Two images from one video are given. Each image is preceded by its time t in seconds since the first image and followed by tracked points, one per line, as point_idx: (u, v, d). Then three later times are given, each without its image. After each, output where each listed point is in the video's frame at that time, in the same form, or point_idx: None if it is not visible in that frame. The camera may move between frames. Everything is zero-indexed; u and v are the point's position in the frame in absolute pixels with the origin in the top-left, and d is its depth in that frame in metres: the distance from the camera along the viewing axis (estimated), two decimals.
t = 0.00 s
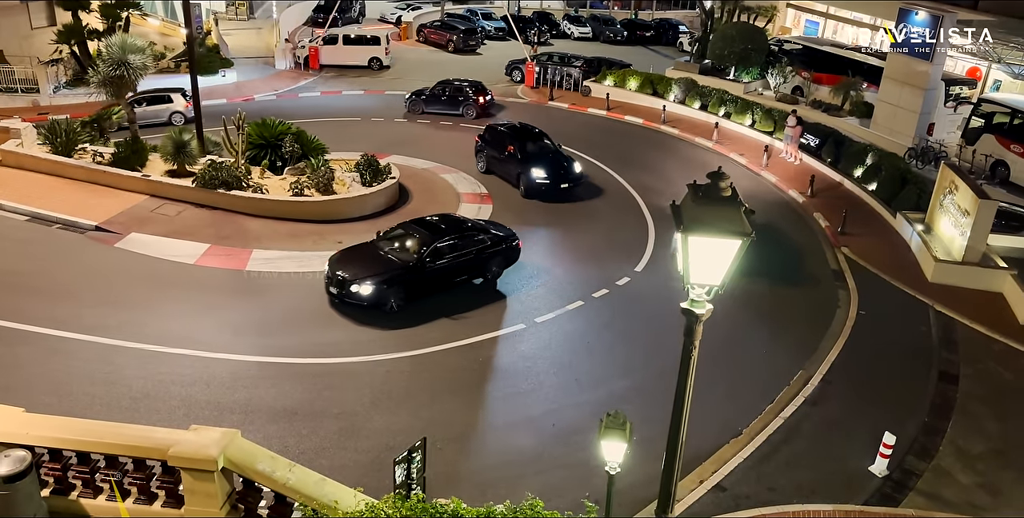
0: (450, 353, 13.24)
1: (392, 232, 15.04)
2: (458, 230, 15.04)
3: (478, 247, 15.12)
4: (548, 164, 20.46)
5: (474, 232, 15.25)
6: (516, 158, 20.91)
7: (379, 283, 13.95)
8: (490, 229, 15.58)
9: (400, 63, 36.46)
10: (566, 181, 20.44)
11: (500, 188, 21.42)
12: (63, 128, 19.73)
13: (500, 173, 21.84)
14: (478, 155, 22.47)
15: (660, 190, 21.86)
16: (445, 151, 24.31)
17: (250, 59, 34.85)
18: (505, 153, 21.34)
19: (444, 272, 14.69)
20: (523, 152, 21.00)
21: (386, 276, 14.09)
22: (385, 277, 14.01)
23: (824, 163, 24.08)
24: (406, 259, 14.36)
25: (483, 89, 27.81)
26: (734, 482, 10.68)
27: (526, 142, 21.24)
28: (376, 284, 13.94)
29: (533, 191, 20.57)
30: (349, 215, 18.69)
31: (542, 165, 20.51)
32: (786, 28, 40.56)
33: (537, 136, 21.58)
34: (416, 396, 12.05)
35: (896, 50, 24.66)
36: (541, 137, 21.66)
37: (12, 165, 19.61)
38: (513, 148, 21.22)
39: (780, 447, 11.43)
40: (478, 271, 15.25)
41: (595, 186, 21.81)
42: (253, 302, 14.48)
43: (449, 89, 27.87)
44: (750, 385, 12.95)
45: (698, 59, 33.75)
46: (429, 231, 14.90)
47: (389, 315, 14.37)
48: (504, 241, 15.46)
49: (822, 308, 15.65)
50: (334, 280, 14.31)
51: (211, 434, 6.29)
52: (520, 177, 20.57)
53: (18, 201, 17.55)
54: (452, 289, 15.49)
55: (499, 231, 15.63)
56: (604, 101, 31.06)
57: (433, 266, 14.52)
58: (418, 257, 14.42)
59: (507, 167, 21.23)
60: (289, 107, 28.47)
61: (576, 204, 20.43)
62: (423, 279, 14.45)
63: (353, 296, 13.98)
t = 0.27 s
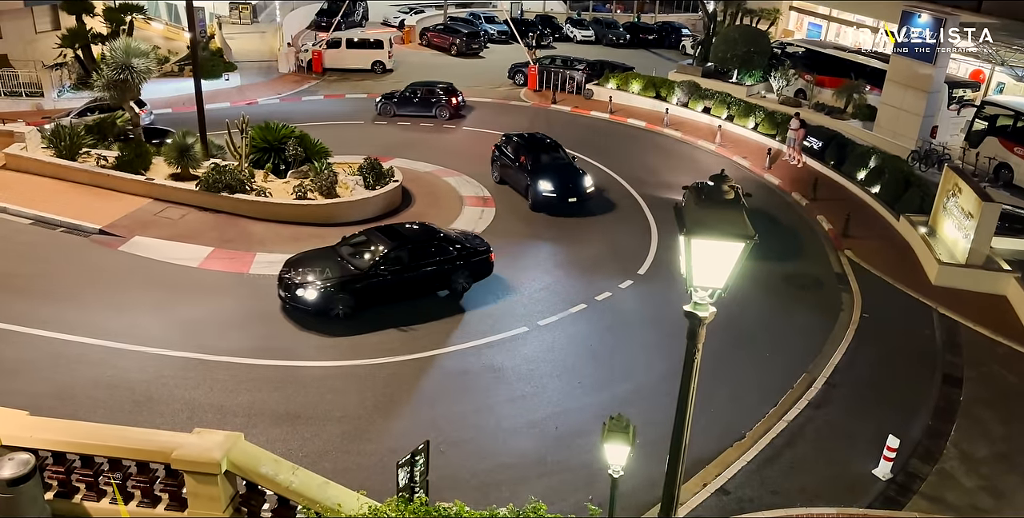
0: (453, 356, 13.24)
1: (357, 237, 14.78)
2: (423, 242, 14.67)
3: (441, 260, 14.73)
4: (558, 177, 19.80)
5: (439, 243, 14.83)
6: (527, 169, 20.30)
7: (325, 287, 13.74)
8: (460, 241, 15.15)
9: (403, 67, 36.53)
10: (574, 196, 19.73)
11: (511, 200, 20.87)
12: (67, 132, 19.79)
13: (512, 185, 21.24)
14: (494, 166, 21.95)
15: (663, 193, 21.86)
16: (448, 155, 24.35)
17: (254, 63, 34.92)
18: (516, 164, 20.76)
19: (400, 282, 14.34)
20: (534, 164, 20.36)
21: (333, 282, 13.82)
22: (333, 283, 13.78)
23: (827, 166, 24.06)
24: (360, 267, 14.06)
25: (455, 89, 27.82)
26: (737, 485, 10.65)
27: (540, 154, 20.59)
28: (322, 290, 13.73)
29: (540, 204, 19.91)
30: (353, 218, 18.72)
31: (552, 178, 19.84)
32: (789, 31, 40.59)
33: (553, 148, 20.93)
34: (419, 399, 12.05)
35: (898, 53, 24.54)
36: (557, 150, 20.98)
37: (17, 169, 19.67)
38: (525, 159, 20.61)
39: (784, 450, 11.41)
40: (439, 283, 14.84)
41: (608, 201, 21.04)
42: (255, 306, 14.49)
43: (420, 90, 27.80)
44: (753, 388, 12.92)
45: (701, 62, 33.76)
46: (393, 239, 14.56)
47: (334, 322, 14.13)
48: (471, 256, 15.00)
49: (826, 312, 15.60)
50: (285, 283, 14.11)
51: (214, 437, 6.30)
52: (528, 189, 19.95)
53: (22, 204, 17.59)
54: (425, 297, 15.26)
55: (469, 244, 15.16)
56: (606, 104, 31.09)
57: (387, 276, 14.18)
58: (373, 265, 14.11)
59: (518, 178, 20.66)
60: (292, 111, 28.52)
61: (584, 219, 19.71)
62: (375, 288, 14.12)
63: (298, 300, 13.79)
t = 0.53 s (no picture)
0: (458, 361, 13.24)
1: (323, 242, 14.53)
2: (383, 250, 14.21)
3: (401, 271, 14.25)
4: (567, 191, 19.14)
5: (401, 254, 14.32)
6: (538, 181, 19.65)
7: (270, 292, 13.55)
8: (426, 253, 14.61)
9: (408, 71, 36.61)
10: (581, 211, 19.06)
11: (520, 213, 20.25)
12: (73, 138, 19.88)
13: (524, 197, 20.60)
14: (508, 177, 21.35)
15: (669, 197, 21.84)
16: (453, 159, 24.37)
17: (259, 68, 35.02)
18: (528, 176, 20.14)
19: (352, 292, 13.91)
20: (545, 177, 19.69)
21: (278, 287, 13.59)
22: (278, 287, 13.56)
23: (832, 169, 24.00)
24: (312, 274, 13.76)
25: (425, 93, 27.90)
26: (744, 490, 10.62)
27: (553, 166, 19.89)
28: (267, 293, 13.54)
29: (547, 218, 19.29)
30: (359, 222, 18.79)
31: (560, 192, 19.16)
32: (794, 34, 40.58)
33: (568, 161, 20.23)
34: (424, 403, 12.05)
35: (903, 56, 24.49)
36: (572, 163, 20.24)
37: (24, 174, 19.76)
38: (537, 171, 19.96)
39: (790, 454, 11.36)
40: (397, 294, 14.35)
41: (620, 216, 20.23)
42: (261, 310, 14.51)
43: (392, 94, 27.84)
44: (759, 392, 12.89)
45: (706, 65, 33.76)
46: (352, 247, 14.19)
47: (281, 327, 13.92)
48: (432, 268, 14.46)
49: (832, 316, 15.55)
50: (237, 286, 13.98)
51: (220, 442, 6.30)
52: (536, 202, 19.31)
53: (29, 209, 17.66)
54: (393, 307, 14.91)
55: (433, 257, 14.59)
56: (611, 108, 31.09)
57: (337, 284, 13.79)
58: (324, 271, 13.79)
59: (528, 191, 20.06)
60: (298, 116, 28.60)
61: (592, 235, 19.00)
62: (324, 297, 13.75)
63: (244, 303, 13.63)
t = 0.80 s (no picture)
0: (464, 364, 13.23)
1: (281, 244, 14.31)
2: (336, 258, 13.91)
3: (354, 279, 13.95)
4: (577, 205, 18.45)
5: (357, 262, 14.03)
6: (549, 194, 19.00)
7: (214, 293, 13.47)
8: (384, 261, 14.26)
9: (413, 75, 36.68)
10: (590, 225, 18.34)
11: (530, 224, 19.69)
12: (80, 142, 19.96)
13: (535, 210, 19.95)
14: (523, 187, 20.76)
15: (674, 200, 21.82)
16: (458, 163, 24.40)
17: (265, 73, 35.12)
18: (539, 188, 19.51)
19: (300, 297, 13.71)
20: (556, 189, 19.04)
21: (222, 289, 13.49)
22: (224, 288, 13.47)
23: (839, 172, 23.93)
24: (261, 275, 13.64)
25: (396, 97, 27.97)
26: (750, 494, 10.58)
27: (565, 179, 19.23)
28: (212, 294, 13.47)
29: (554, 233, 18.61)
30: (365, 226, 18.77)
31: (568, 205, 18.46)
32: (799, 37, 40.55)
33: (583, 174, 19.54)
34: (430, 407, 12.05)
35: (908, 57, 24.56)
36: (587, 177, 19.54)
37: (32, 179, 19.85)
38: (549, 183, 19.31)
39: (797, 458, 11.32)
40: (349, 302, 14.09)
41: (635, 233, 19.38)
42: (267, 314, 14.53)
43: (363, 99, 27.81)
44: (766, 396, 12.85)
45: (711, 69, 33.75)
46: (307, 251, 13.94)
47: (226, 328, 13.86)
48: (386, 279, 14.11)
49: (839, 319, 15.51)
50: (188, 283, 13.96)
51: (227, 445, 6.30)
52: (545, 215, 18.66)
53: (36, 214, 17.74)
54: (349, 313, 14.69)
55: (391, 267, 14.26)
56: (616, 112, 31.09)
57: (286, 288, 13.64)
58: (273, 274, 13.67)
59: (538, 204, 19.43)
60: (305, 120, 28.67)
61: (600, 251, 18.25)
62: (268, 299, 13.62)
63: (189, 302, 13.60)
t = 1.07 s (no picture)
0: (469, 366, 13.23)
1: (235, 243, 14.17)
2: (285, 261, 13.70)
3: (301, 283, 13.73)
4: (586, 217, 17.78)
5: (306, 266, 13.77)
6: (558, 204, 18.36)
7: (157, 290, 13.46)
8: (334, 267, 13.99)
9: (417, 78, 36.73)
10: (598, 238, 17.66)
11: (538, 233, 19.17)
12: (86, 146, 20.02)
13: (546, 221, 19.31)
14: (535, 195, 20.15)
15: (679, 202, 21.80)
16: (462, 165, 24.42)
17: (270, 75, 35.20)
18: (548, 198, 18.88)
19: (245, 299, 13.57)
20: (565, 199, 18.40)
21: (165, 288, 13.46)
22: (167, 286, 13.45)
23: (844, 173, 23.88)
24: (206, 275, 13.56)
25: (363, 99, 28.62)
26: (756, 496, 10.55)
27: (575, 189, 18.57)
28: (154, 291, 13.46)
29: (561, 244, 17.97)
30: (369, 228, 18.78)
31: (577, 217, 17.80)
32: (804, 38, 40.50)
33: (595, 183, 18.86)
34: (435, 409, 12.05)
35: (912, 58, 24.53)
36: (599, 187, 18.85)
37: (38, 182, 19.92)
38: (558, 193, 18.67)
39: (803, 460, 11.30)
40: (296, 307, 13.86)
41: (647, 246, 18.62)
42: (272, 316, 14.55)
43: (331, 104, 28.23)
44: (771, 397, 12.82)
45: (715, 70, 33.72)
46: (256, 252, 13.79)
47: (170, 326, 13.84)
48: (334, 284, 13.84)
49: (843, 319, 15.49)
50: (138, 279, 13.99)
51: (232, 447, 6.31)
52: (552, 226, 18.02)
53: (42, 217, 17.80)
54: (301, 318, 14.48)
55: (342, 272, 13.96)
56: (620, 113, 31.08)
57: (229, 289, 13.50)
58: (221, 274, 13.54)
59: (548, 214, 18.79)
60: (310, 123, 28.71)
61: (609, 265, 17.56)
62: (212, 299, 13.52)
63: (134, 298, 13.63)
